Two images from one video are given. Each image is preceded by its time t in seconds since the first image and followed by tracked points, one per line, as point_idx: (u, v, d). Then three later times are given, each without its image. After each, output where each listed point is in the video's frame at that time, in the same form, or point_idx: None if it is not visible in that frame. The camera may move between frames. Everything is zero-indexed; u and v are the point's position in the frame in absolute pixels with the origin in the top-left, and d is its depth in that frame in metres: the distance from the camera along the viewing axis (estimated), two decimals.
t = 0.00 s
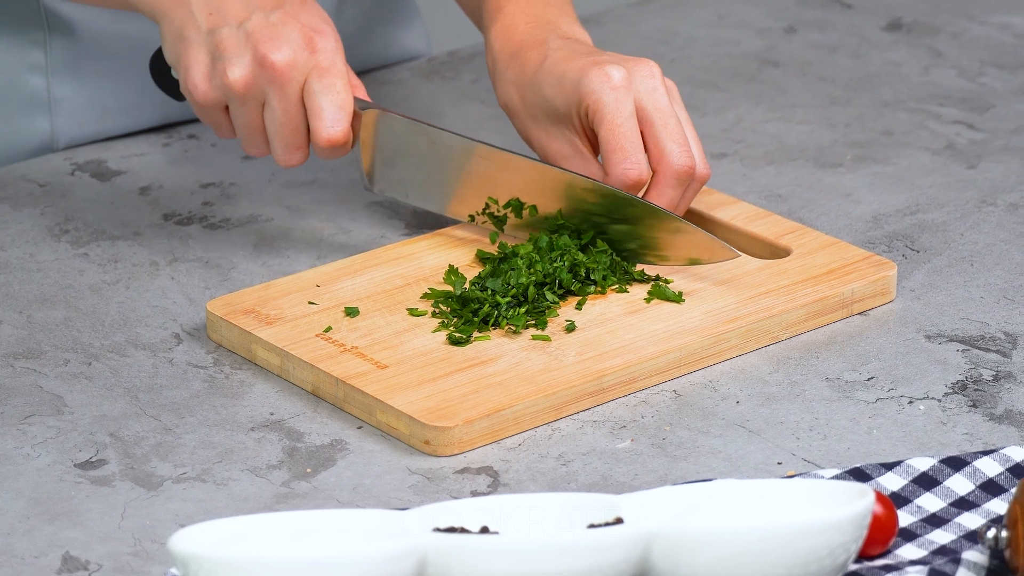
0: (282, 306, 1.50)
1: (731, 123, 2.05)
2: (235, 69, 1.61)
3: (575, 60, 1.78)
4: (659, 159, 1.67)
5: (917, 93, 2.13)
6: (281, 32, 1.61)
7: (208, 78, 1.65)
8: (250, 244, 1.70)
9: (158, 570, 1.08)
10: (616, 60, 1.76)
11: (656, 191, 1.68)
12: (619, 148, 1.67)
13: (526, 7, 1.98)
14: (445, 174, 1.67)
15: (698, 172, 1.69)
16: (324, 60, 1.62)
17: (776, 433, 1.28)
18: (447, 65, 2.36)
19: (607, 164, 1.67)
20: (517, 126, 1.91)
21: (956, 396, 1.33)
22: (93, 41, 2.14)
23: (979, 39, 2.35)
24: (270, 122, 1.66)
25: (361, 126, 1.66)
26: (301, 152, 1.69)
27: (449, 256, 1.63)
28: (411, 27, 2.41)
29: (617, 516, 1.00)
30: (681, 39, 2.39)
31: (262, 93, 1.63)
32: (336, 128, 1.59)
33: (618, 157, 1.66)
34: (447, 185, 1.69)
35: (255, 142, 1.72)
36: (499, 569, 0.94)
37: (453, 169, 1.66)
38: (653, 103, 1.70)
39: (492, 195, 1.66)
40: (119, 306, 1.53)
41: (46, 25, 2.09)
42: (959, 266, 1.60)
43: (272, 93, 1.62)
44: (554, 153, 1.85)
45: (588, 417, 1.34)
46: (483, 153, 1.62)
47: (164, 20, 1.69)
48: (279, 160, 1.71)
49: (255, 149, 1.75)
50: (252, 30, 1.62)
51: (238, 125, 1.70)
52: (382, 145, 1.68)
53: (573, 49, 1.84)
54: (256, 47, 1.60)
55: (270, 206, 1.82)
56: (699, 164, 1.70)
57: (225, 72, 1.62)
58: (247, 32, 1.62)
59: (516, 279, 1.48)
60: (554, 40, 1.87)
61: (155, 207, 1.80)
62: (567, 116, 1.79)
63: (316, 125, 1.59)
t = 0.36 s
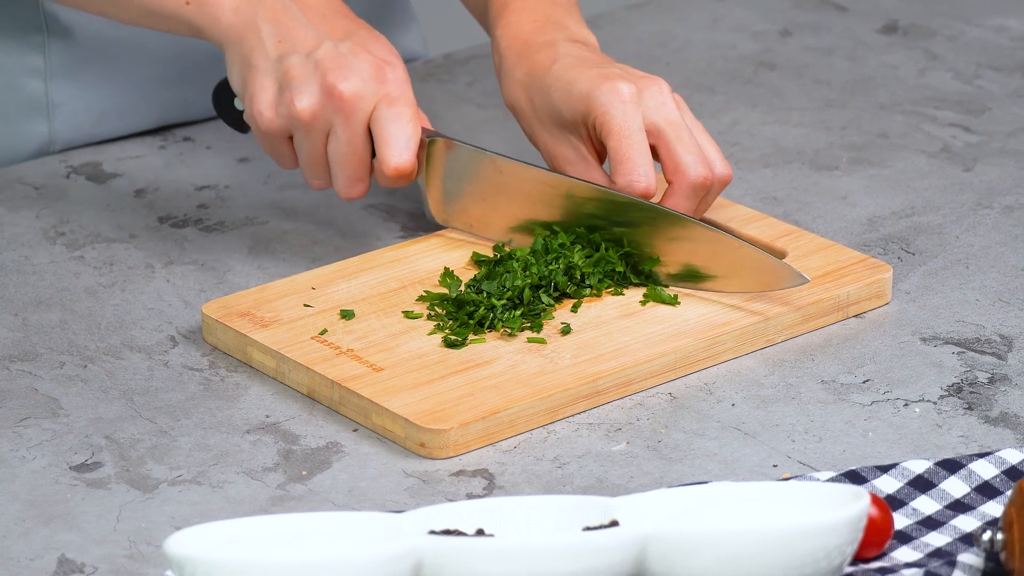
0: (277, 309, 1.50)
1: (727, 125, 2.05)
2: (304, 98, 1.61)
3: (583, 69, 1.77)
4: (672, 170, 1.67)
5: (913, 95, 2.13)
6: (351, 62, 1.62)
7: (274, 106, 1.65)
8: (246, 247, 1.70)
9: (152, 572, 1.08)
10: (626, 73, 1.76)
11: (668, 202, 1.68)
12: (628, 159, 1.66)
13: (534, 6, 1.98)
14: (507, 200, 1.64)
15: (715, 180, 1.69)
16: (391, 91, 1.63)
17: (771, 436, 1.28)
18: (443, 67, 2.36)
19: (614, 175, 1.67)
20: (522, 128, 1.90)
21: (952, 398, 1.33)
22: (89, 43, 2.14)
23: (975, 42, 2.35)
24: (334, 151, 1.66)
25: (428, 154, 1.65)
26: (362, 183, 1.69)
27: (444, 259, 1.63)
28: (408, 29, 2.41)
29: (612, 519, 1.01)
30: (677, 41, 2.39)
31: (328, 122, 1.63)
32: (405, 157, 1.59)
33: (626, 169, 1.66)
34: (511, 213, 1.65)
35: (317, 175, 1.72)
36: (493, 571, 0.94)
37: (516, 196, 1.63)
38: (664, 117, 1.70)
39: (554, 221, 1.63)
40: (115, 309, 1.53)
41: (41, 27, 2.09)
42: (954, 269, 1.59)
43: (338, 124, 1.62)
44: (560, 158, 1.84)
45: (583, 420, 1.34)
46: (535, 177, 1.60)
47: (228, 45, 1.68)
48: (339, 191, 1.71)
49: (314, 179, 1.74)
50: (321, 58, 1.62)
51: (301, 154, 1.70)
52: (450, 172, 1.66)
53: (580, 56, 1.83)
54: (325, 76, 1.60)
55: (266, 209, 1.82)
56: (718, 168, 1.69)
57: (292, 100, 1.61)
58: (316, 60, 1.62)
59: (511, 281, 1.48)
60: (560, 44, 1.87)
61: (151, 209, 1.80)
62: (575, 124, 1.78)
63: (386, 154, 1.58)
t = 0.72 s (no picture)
0: (273, 311, 1.50)
1: (723, 127, 2.05)
2: (240, 52, 1.61)
3: (560, 65, 1.78)
4: (649, 159, 1.68)
5: (909, 98, 2.13)
6: (286, 15, 1.61)
7: (213, 62, 1.65)
8: (242, 249, 1.70)
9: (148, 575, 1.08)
10: (598, 65, 1.77)
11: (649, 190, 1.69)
12: (610, 151, 1.67)
13: (507, 12, 1.97)
14: (450, 160, 1.67)
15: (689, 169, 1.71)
16: (329, 44, 1.61)
17: (768, 438, 1.28)
18: (439, 69, 2.36)
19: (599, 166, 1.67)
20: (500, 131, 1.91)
21: (948, 401, 1.33)
22: (84, 45, 2.14)
23: (971, 44, 2.35)
24: (274, 105, 1.66)
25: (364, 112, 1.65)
26: (305, 135, 1.69)
27: (440, 261, 1.63)
28: (403, 31, 2.42)
29: (608, 521, 1.01)
30: (673, 43, 2.39)
31: (266, 76, 1.63)
32: (342, 111, 1.59)
33: (611, 159, 1.67)
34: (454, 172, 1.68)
35: (259, 125, 1.72)
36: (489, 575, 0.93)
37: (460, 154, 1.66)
38: (639, 106, 1.71)
39: (496, 182, 1.67)
40: (110, 311, 1.53)
41: (36, 28, 2.09)
42: (950, 271, 1.59)
43: (275, 77, 1.62)
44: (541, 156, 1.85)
45: (580, 422, 1.34)
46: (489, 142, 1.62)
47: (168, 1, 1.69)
48: (283, 143, 1.71)
49: (258, 131, 1.75)
50: (257, 13, 1.62)
51: (242, 106, 1.70)
52: (388, 130, 1.66)
53: (553, 54, 1.84)
54: (261, 30, 1.60)
55: (261, 211, 1.82)
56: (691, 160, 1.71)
57: (230, 55, 1.61)
58: (252, 14, 1.62)
59: (507, 283, 1.48)
60: (534, 46, 1.87)
61: (147, 211, 1.80)
62: (553, 120, 1.79)
63: (323, 109, 1.58)
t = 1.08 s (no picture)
0: (268, 313, 1.50)
1: (719, 130, 2.05)
2: (282, 96, 1.62)
3: (522, 71, 1.80)
4: (612, 153, 1.68)
5: (904, 100, 2.13)
6: (329, 61, 1.63)
7: (251, 104, 1.65)
8: (237, 252, 1.70)
9: None
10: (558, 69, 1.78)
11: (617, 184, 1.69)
12: (569, 152, 1.67)
13: (492, 18, 1.98)
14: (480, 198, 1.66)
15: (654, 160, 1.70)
16: (370, 91, 1.64)
17: (763, 440, 1.28)
18: (434, 72, 2.36)
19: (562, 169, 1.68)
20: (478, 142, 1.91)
21: (943, 403, 1.33)
22: (79, 48, 2.14)
23: (966, 46, 2.35)
24: (311, 151, 1.66)
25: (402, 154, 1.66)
26: (338, 182, 1.69)
27: (436, 264, 1.63)
28: (399, 34, 2.42)
29: (603, 523, 1.01)
30: (668, 46, 2.39)
31: (305, 121, 1.64)
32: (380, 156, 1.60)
33: (571, 160, 1.67)
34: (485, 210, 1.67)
35: (292, 172, 1.72)
36: None
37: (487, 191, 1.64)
38: (598, 105, 1.71)
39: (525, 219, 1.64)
40: (106, 314, 1.53)
41: (31, 31, 2.09)
42: (946, 274, 1.59)
43: (315, 122, 1.63)
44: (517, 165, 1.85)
45: (574, 424, 1.34)
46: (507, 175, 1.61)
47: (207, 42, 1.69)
48: (314, 191, 1.71)
49: (290, 179, 1.74)
50: (300, 58, 1.63)
51: (277, 153, 1.70)
52: (423, 171, 1.67)
53: (517, 60, 1.85)
54: (305, 76, 1.61)
55: (257, 214, 1.82)
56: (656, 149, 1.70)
57: (271, 99, 1.62)
58: (295, 59, 1.63)
59: (503, 286, 1.48)
60: (504, 51, 1.89)
61: (142, 214, 1.80)
62: (521, 128, 1.80)
63: (362, 153, 1.59)
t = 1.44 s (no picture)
0: (264, 316, 1.50)
1: (714, 132, 2.05)
2: (238, 69, 1.62)
3: (540, 58, 1.79)
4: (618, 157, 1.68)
5: (900, 102, 2.13)
6: (282, 30, 1.61)
7: (210, 78, 1.65)
8: (232, 254, 1.71)
9: None
10: (580, 57, 1.77)
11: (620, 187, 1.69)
12: (574, 153, 1.68)
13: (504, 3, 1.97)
14: (453, 171, 1.67)
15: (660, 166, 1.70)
16: (326, 57, 1.62)
17: (759, 443, 1.28)
18: (429, 75, 2.36)
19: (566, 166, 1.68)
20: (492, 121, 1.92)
21: (938, 405, 1.33)
22: (74, 50, 2.14)
23: (962, 49, 2.35)
24: (274, 120, 1.67)
25: (365, 121, 1.66)
26: (308, 148, 1.70)
27: (431, 266, 1.63)
28: (394, 36, 2.42)
29: (598, 527, 1.01)
30: (663, 48, 2.39)
31: (265, 92, 1.64)
32: (342, 125, 1.61)
33: (575, 160, 1.68)
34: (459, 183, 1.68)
35: (261, 140, 1.73)
36: None
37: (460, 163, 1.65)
38: (612, 104, 1.71)
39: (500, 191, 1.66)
40: (101, 316, 1.53)
41: (26, 33, 2.09)
42: (942, 276, 1.60)
43: (274, 93, 1.63)
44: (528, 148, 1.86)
45: (570, 426, 1.34)
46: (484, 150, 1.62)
47: (164, 16, 1.69)
48: (285, 156, 1.72)
49: (261, 145, 1.75)
50: (253, 30, 1.62)
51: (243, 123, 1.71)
52: (388, 137, 1.67)
53: (540, 44, 1.85)
54: (257, 47, 1.60)
55: (253, 216, 1.82)
56: (664, 154, 1.70)
57: (227, 71, 1.62)
58: (248, 30, 1.62)
59: (498, 288, 1.48)
60: (525, 35, 1.88)
61: (138, 217, 1.80)
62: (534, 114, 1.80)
63: (324, 125, 1.60)
